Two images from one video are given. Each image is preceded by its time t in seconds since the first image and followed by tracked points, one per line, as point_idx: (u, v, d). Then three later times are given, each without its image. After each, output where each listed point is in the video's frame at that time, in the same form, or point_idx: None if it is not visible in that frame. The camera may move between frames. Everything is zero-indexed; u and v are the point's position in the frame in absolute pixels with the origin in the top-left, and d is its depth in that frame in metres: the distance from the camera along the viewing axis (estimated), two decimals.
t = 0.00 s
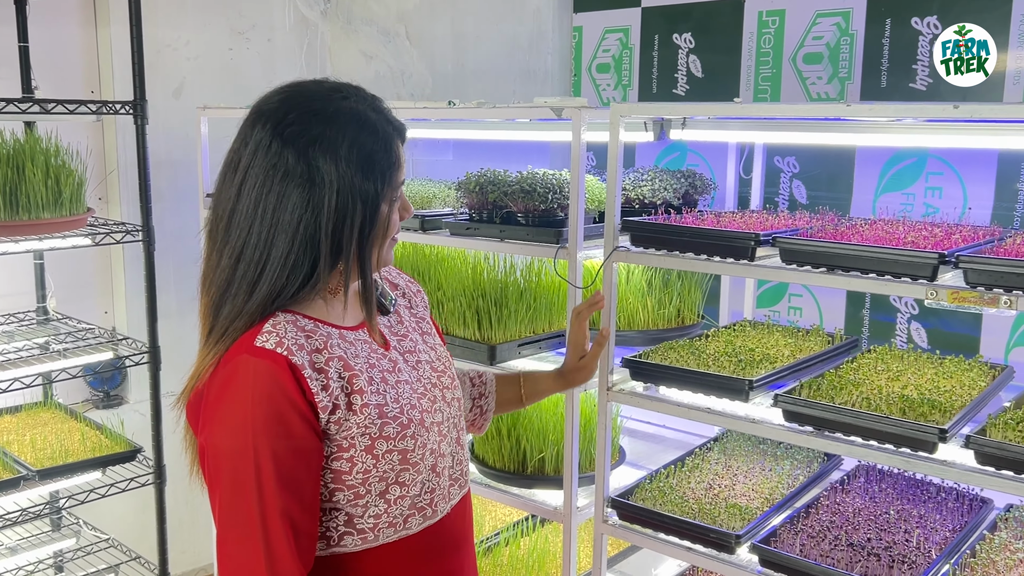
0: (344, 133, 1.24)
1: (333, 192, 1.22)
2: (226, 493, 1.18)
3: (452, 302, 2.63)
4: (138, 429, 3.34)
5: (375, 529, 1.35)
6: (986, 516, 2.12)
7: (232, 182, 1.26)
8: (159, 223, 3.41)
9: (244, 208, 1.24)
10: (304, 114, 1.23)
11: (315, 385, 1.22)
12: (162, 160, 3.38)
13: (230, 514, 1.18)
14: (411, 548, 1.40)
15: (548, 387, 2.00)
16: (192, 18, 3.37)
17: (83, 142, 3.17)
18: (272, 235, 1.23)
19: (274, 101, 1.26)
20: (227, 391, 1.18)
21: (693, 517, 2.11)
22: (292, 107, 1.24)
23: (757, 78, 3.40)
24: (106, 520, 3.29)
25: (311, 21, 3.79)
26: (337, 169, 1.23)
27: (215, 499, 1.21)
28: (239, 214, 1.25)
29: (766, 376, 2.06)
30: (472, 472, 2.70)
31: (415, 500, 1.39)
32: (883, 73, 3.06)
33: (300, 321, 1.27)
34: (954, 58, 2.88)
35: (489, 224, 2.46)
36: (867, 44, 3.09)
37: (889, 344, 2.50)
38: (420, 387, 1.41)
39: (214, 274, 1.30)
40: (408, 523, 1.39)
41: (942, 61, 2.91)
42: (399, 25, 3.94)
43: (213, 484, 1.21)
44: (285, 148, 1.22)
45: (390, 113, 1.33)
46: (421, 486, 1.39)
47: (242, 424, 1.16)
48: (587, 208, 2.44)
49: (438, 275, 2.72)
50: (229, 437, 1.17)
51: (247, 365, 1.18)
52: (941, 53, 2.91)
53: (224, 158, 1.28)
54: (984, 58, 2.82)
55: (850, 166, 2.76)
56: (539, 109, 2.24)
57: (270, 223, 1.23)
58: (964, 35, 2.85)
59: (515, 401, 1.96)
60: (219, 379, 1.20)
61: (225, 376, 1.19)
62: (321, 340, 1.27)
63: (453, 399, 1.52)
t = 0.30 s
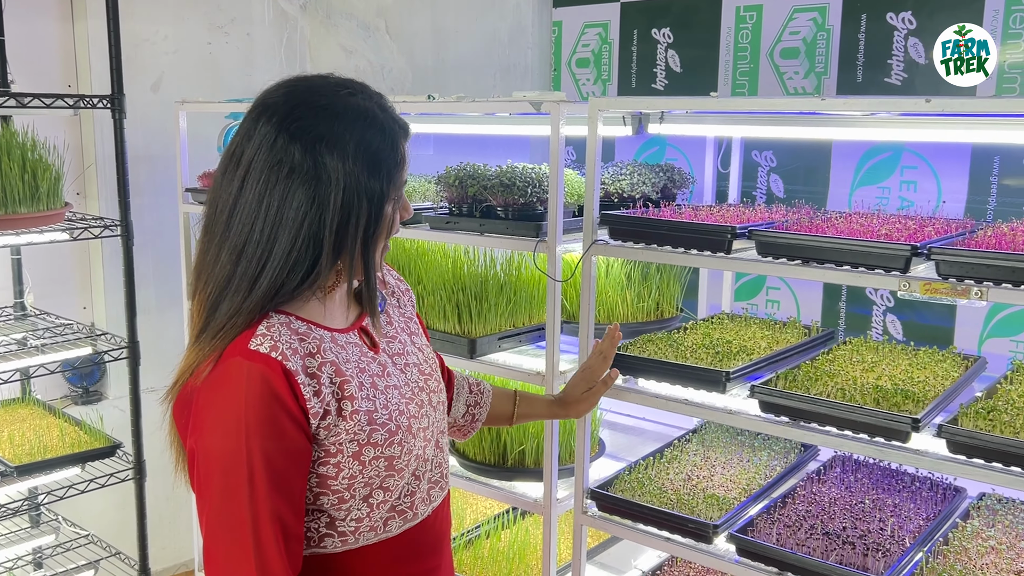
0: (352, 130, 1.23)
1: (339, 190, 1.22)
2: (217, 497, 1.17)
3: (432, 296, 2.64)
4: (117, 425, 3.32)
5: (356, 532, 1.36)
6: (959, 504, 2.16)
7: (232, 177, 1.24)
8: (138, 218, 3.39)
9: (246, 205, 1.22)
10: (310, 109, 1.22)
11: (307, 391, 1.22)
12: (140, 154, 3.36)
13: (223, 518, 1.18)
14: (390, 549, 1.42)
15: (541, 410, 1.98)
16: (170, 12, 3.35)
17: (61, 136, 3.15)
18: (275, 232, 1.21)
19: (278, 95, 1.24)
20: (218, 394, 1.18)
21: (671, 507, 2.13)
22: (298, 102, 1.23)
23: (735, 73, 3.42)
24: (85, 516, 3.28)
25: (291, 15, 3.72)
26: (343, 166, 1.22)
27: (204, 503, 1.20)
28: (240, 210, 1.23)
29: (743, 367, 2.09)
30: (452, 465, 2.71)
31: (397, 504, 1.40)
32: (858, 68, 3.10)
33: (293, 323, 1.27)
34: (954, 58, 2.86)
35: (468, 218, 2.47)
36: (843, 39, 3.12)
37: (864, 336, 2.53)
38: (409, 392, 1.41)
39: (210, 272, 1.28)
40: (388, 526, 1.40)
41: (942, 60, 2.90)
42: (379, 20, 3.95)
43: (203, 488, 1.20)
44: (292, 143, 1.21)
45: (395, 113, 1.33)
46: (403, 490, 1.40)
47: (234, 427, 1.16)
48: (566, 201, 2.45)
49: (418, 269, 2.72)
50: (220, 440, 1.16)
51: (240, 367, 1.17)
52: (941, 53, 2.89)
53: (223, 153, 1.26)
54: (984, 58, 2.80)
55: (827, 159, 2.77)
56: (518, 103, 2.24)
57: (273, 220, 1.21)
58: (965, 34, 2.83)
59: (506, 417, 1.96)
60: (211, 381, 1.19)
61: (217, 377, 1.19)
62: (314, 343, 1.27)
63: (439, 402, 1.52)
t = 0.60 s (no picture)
0: (369, 135, 1.24)
1: (351, 196, 1.22)
2: (203, 496, 1.17)
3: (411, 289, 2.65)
4: (96, 419, 3.31)
5: (332, 530, 1.36)
6: (933, 491, 2.19)
7: (243, 173, 1.23)
8: (116, 211, 3.37)
9: (255, 202, 1.22)
10: (328, 110, 1.22)
11: (300, 399, 1.22)
12: (117, 147, 3.34)
13: (209, 517, 1.18)
14: (366, 548, 1.42)
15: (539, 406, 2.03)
16: (147, 5, 3.33)
17: (37, 129, 3.13)
18: (283, 232, 1.21)
19: (296, 92, 1.24)
20: (208, 395, 1.17)
21: (649, 496, 2.15)
22: (316, 103, 1.23)
23: (713, 65, 3.44)
24: (65, 511, 3.26)
25: (269, 7, 3.76)
26: (356, 171, 1.22)
27: (189, 500, 1.20)
28: (249, 208, 1.22)
29: (719, 357, 2.11)
30: (432, 456, 2.72)
31: (375, 505, 1.40)
32: (835, 59, 3.12)
33: (291, 326, 1.26)
34: (954, 59, 2.85)
35: (447, 210, 2.47)
36: (820, 31, 3.14)
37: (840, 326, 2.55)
38: (396, 398, 1.41)
39: (212, 267, 1.26)
40: (365, 527, 1.40)
41: (942, 61, 2.88)
42: (358, 12, 3.98)
43: (188, 487, 1.20)
44: (308, 144, 1.20)
45: (412, 122, 1.34)
46: (382, 492, 1.41)
47: (223, 428, 1.15)
48: (545, 192, 2.46)
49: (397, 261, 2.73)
50: (209, 441, 1.16)
51: (234, 369, 1.17)
52: (941, 53, 2.88)
53: (235, 147, 1.25)
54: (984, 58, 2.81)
55: (803, 152, 2.80)
56: (496, 95, 2.25)
57: (282, 220, 1.21)
58: (964, 35, 2.82)
59: (507, 410, 1.99)
60: (202, 379, 1.19)
61: (212, 377, 1.18)
62: (310, 348, 1.27)
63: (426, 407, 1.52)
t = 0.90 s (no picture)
0: (341, 120, 1.22)
1: (326, 182, 1.20)
2: (188, 488, 1.16)
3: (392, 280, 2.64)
4: (78, 412, 3.30)
5: (317, 522, 1.36)
6: (911, 478, 2.21)
7: (218, 163, 1.23)
8: (96, 203, 3.35)
9: (231, 191, 1.21)
10: (299, 96, 1.21)
11: (285, 388, 1.22)
12: (97, 139, 3.32)
13: (194, 509, 1.17)
14: (350, 540, 1.42)
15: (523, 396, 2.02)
16: None
17: (15, 120, 3.11)
18: (259, 220, 1.20)
19: (267, 79, 1.23)
20: (192, 386, 1.16)
21: (631, 484, 2.16)
22: (287, 89, 1.21)
23: (694, 55, 3.45)
24: (47, 505, 3.25)
25: None
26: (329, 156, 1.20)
27: (172, 493, 1.19)
28: (225, 197, 1.22)
29: (700, 345, 2.12)
30: (415, 447, 2.73)
31: (359, 497, 1.40)
32: (815, 50, 3.14)
33: (275, 316, 1.26)
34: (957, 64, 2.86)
35: (429, 200, 2.47)
36: (800, 22, 3.16)
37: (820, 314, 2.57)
38: (381, 388, 1.40)
39: (192, 259, 1.26)
40: (350, 517, 1.41)
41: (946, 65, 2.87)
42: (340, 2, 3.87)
43: (173, 480, 1.18)
44: (280, 131, 1.19)
45: (389, 105, 1.31)
46: (367, 483, 1.41)
47: (209, 419, 1.14)
48: (526, 182, 2.46)
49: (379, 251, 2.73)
50: (194, 432, 1.15)
51: (218, 359, 1.16)
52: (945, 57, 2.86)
53: (211, 137, 1.25)
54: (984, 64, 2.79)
55: (784, 141, 2.80)
56: (477, 85, 2.25)
57: (258, 209, 1.20)
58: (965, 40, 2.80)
59: (491, 400, 1.99)
60: (186, 371, 1.18)
61: (196, 368, 1.17)
62: (295, 339, 1.27)
63: (411, 397, 1.51)
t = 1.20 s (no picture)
0: (307, 98, 1.20)
1: (288, 160, 1.18)
2: (168, 474, 1.16)
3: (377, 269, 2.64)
4: (62, 404, 3.29)
5: (301, 511, 1.36)
6: (893, 464, 2.23)
7: (184, 142, 1.22)
8: (78, 194, 3.33)
9: (194, 170, 1.20)
10: (264, 74, 1.19)
11: (259, 370, 1.21)
12: (79, 129, 3.30)
13: (175, 496, 1.16)
14: (337, 531, 1.42)
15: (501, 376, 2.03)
16: None
17: None
18: (222, 198, 1.19)
19: (236, 58, 1.22)
20: (167, 370, 1.15)
21: (615, 471, 2.17)
22: (254, 66, 1.20)
23: (679, 44, 3.45)
24: (32, 497, 3.24)
25: None
26: (293, 135, 1.18)
27: (154, 480, 1.18)
28: (190, 176, 1.21)
29: (683, 333, 2.13)
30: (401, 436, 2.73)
31: (343, 486, 1.40)
32: (798, 39, 3.15)
33: (247, 299, 1.25)
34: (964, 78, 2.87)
35: (413, 189, 2.47)
36: (783, 11, 3.16)
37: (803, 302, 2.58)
38: (363, 372, 1.40)
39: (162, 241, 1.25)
40: (334, 506, 1.40)
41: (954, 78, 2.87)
42: None
43: (153, 466, 1.18)
44: (243, 108, 1.18)
45: (361, 88, 1.29)
46: (351, 472, 1.40)
47: (185, 403, 1.14)
48: (510, 171, 2.46)
49: (364, 241, 2.72)
50: (172, 417, 1.14)
51: (191, 343, 1.15)
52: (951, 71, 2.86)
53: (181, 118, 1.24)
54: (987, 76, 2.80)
55: (768, 129, 2.82)
56: (460, 73, 2.24)
57: (220, 186, 1.18)
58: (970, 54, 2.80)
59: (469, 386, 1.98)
60: (160, 354, 1.17)
61: (170, 352, 1.16)
62: (268, 322, 1.26)
63: (394, 384, 1.51)
